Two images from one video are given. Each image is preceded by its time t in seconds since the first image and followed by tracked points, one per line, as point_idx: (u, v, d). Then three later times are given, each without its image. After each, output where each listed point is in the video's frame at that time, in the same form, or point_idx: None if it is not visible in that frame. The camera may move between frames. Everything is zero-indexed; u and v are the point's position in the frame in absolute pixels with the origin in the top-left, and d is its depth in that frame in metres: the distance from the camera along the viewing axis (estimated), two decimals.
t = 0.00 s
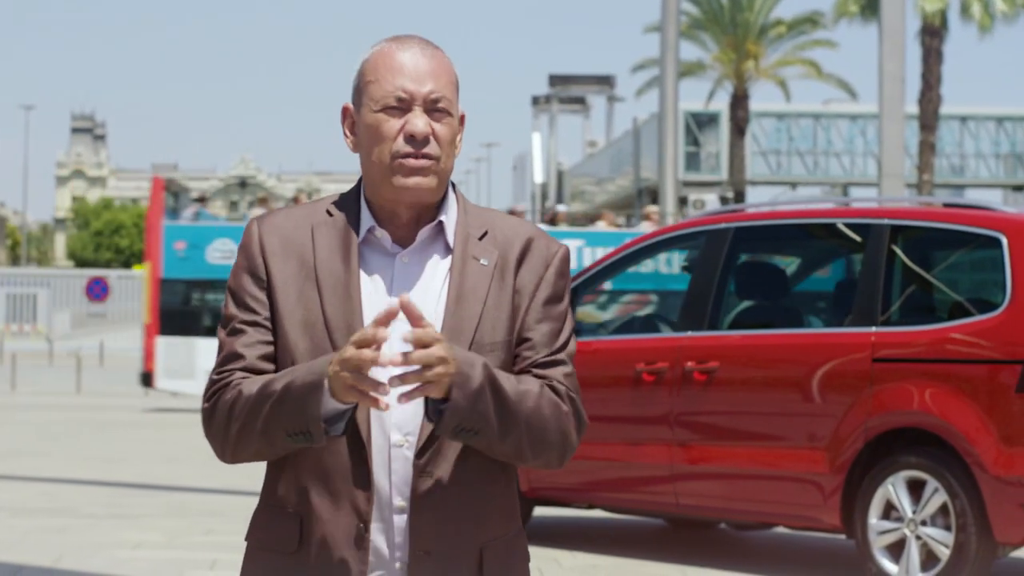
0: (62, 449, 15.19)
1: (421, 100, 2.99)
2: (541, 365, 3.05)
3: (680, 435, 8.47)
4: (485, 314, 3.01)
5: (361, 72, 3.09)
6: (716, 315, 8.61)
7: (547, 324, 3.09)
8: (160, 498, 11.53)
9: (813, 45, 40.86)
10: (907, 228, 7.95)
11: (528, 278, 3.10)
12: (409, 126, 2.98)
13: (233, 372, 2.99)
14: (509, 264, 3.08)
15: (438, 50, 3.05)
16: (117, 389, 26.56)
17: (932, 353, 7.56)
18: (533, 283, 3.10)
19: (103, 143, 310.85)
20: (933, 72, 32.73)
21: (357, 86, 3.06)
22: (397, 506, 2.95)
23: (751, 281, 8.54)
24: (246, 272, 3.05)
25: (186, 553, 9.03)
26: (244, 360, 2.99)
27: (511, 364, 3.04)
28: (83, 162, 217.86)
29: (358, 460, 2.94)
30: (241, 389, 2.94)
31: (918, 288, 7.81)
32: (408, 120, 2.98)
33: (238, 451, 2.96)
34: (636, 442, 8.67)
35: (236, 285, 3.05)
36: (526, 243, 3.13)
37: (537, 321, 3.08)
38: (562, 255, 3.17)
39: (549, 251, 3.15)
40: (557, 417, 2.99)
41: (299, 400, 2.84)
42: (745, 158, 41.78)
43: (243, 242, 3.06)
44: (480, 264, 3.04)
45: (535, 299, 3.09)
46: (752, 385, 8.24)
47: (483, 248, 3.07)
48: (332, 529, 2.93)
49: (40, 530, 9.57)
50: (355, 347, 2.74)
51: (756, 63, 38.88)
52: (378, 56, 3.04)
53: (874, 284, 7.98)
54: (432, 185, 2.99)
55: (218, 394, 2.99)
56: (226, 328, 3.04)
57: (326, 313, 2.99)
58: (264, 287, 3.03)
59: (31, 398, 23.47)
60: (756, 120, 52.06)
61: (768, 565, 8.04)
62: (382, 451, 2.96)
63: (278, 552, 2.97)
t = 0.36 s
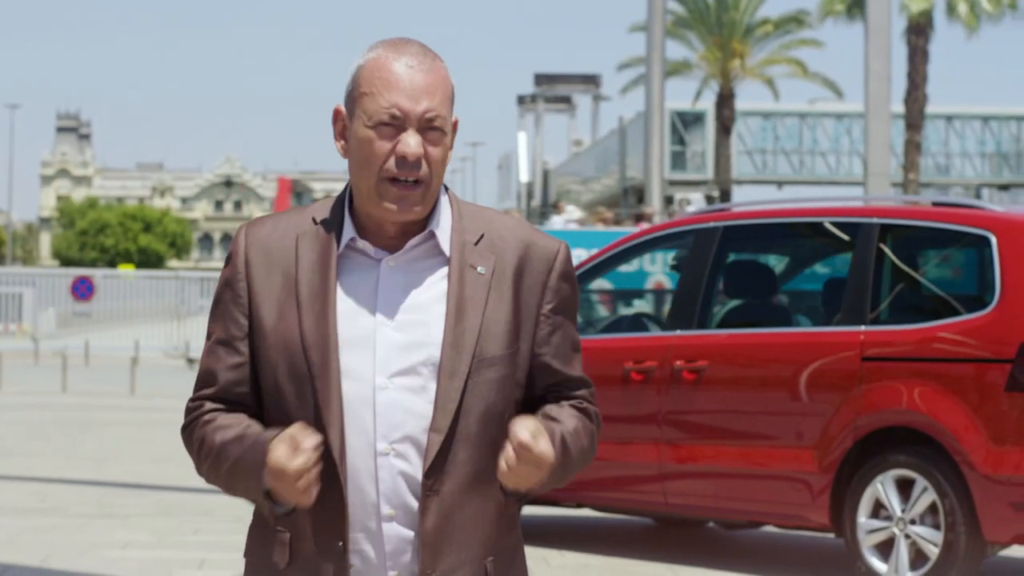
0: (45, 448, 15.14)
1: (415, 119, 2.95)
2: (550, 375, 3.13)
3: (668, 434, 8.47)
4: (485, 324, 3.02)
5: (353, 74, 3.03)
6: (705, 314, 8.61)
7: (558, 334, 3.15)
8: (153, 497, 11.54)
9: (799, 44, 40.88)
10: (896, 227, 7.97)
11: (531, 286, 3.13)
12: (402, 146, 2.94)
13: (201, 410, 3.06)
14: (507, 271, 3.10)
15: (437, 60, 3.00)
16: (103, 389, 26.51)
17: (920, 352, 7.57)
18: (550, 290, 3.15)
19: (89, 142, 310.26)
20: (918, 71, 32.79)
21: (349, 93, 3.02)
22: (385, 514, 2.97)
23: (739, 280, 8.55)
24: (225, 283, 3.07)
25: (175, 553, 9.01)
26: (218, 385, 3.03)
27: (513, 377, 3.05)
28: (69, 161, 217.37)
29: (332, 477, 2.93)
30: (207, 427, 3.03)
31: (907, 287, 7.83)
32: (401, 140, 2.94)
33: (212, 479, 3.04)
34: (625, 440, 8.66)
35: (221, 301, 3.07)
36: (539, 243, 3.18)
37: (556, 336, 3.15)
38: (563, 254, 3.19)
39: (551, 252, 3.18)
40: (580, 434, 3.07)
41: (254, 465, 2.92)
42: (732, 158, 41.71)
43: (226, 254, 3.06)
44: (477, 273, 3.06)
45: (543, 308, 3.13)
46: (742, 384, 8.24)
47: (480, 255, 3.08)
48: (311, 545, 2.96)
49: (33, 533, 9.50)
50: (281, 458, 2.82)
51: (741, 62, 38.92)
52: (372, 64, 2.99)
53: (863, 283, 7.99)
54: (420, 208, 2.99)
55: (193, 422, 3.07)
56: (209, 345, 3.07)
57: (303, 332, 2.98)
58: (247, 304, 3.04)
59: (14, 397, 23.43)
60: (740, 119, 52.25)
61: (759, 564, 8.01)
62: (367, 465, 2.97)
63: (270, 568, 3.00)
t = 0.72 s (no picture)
0: (23, 450, 15.09)
1: (379, 116, 3.05)
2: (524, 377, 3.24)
3: (650, 434, 8.47)
4: (458, 331, 3.11)
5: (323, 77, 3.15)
6: (687, 315, 8.61)
7: (534, 338, 3.26)
8: (129, 498, 11.51)
9: (780, 45, 40.89)
10: (878, 227, 7.97)
11: (508, 290, 3.22)
12: (367, 143, 3.05)
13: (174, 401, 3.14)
14: (481, 276, 3.19)
15: (403, 60, 3.10)
16: (80, 390, 26.40)
17: (901, 353, 7.56)
18: (530, 296, 3.25)
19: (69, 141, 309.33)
20: (899, 72, 32.79)
21: (319, 96, 3.12)
22: (351, 517, 3.08)
23: (720, 281, 8.54)
24: (204, 283, 3.17)
25: (155, 554, 8.99)
26: (192, 381, 3.12)
27: (485, 382, 3.14)
28: (51, 163, 217.17)
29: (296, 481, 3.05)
30: (181, 418, 3.10)
31: (888, 288, 7.83)
32: (366, 136, 3.05)
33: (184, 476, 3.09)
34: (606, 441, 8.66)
35: (199, 299, 3.18)
36: (520, 247, 3.27)
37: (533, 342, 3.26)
38: (541, 258, 3.28)
39: (529, 256, 3.26)
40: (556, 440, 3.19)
41: (222, 459, 2.96)
42: (713, 160, 41.68)
43: (203, 253, 3.19)
44: (452, 278, 3.15)
45: (519, 313, 3.23)
46: (723, 385, 8.23)
47: (455, 259, 3.17)
48: (278, 546, 3.08)
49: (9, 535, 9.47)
50: (295, 448, 2.82)
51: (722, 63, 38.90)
52: (339, 65, 3.10)
53: (844, 284, 8.00)
54: (391, 202, 3.08)
55: (166, 419, 3.15)
56: (182, 341, 3.18)
57: (274, 332, 3.08)
58: (224, 302, 3.15)
59: None
60: (721, 121, 52.28)
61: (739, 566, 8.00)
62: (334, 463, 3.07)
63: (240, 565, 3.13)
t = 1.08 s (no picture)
0: None
1: (357, 102, 2.96)
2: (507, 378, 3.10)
3: (626, 435, 8.48)
4: (440, 331, 2.99)
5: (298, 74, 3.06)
6: (662, 316, 8.61)
7: (513, 338, 3.13)
8: (105, 498, 11.48)
9: (759, 46, 41.00)
10: (855, 227, 7.97)
11: (487, 290, 3.10)
12: (345, 129, 2.95)
13: (145, 406, 3.00)
14: (462, 274, 3.07)
15: (379, 50, 3.02)
16: (58, 389, 26.41)
17: (877, 353, 7.57)
18: (508, 296, 3.12)
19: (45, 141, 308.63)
20: (878, 73, 32.90)
21: (294, 90, 3.03)
22: (334, 518, 2.93)
23: (696, 281, 8.54)
24: (181, 282, 3.03)
25: (132, 555, 8.95)
26: (166, 379, 2.99)
27: (467, 383, 3.02)
28: (29, 163, 216.83)
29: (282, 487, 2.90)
30: (154, 423, 2.97)
31: (864, 288, 7.83)
32: (344, 122, 2.95)
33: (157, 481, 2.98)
34: (583, 442, 8.69)
35: (175, 299, 3.03)
36: (496, 244, 3.14)
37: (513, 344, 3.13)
38: (520, 257, 3.16)
39: (506, 256, 3.14)
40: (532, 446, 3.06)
41: (204, 471, 2.86)
42: (691, 161, 41.77)
43: (181, 249, 3.03)
44: (432, 278, 3.03)
45: (498, 312, 3.11)
46: (699, 385, 8.23)
47: (435, 259, 3.05)
48: (257, 547, 2.92)
49: None
50: (253, 472, 2.74)
51: (700, 64, 38.99)
52: (316, 57, 3.01)
53: (820, 284, 8.00)
54: (371, 194, 2.98)
55: (137, 419, 3.00)
56: (157, 343, 3.03)
57: (256, 331, 2.95)
58: (202, 301, 3.01)
59: None
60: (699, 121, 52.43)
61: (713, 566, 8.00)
62: (317, 467, 2.93)
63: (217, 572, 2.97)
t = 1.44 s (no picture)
0: None
1: (350, 95, 2.96)
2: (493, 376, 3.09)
3: (606, 435, 8.49)
4: (423, 325, 2.98)
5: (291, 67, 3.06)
6: (643, 315, 8.61)
7: (495, 333, 3.12)
8: (85, 499, 11.44)
9: (740, 46, 41.00)
10: (836, 227, 7.97)
11: (468, 285, 3.09)
12: (337, 121, 2.95)
13: (132, 414, 2.98)
14: (445, 268, 3.06)
15: (374, 45, 3.02)
16: (37, 390, 26.30)
17: (858, 353, 7.58)
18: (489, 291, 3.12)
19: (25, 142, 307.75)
20: (859, 73, 32.92)
21: (287, 81, 3.03)
22: (320, 512, 2.91)
23: (676, 281, 8.55)
24: (164, 280, 3.02)
25: (112, 554, 8.92)
26: (151, 378, 2.98)
27: (451, 377, 3.01)
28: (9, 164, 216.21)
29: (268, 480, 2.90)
30: (143, 426, 2.96)
31: (845, 288, 7.84)
32: (336, 114, 2.95)
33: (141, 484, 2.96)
34: (563, 442, 8.69)
35: (158, 297, 3.02)
36: (476, 239, 3.13)
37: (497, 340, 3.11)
38: (501, 252, 3.15)
39: (489, 250, 3.13)
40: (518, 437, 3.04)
41: (181, 477, 2.84)
42: (672, 161, 41.75)
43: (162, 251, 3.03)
44: (414, 272, 3.02)
45: (480, 306, 3.10)
46: (680, 385, 8.24)
47: (417, 254, 3.04)
48: (246, 544, 2.92)
49: None
50: (227, 481, 2.73)
51: (681, 64, 38.96)
52: (312, 49, 3.01)
53: (801, 284, 8.00)
54: (355, 187, 2.96)
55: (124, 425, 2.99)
56: (143, 344, 3.02)
57: (240, 329, 2.95)
58: (185, 299, 3.01)
59: None
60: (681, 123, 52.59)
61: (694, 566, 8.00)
62: (303, 460, 2.92)
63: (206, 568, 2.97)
